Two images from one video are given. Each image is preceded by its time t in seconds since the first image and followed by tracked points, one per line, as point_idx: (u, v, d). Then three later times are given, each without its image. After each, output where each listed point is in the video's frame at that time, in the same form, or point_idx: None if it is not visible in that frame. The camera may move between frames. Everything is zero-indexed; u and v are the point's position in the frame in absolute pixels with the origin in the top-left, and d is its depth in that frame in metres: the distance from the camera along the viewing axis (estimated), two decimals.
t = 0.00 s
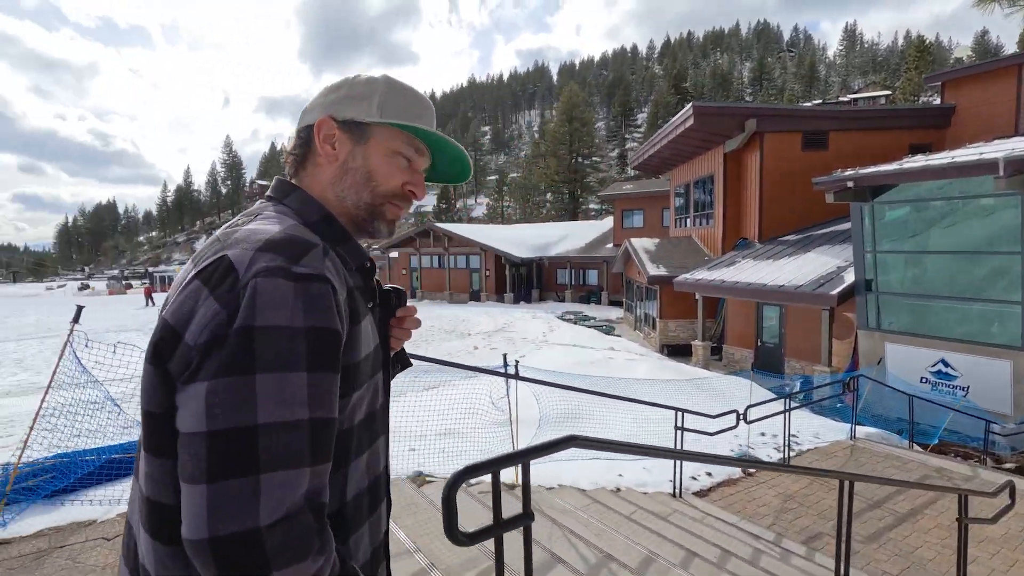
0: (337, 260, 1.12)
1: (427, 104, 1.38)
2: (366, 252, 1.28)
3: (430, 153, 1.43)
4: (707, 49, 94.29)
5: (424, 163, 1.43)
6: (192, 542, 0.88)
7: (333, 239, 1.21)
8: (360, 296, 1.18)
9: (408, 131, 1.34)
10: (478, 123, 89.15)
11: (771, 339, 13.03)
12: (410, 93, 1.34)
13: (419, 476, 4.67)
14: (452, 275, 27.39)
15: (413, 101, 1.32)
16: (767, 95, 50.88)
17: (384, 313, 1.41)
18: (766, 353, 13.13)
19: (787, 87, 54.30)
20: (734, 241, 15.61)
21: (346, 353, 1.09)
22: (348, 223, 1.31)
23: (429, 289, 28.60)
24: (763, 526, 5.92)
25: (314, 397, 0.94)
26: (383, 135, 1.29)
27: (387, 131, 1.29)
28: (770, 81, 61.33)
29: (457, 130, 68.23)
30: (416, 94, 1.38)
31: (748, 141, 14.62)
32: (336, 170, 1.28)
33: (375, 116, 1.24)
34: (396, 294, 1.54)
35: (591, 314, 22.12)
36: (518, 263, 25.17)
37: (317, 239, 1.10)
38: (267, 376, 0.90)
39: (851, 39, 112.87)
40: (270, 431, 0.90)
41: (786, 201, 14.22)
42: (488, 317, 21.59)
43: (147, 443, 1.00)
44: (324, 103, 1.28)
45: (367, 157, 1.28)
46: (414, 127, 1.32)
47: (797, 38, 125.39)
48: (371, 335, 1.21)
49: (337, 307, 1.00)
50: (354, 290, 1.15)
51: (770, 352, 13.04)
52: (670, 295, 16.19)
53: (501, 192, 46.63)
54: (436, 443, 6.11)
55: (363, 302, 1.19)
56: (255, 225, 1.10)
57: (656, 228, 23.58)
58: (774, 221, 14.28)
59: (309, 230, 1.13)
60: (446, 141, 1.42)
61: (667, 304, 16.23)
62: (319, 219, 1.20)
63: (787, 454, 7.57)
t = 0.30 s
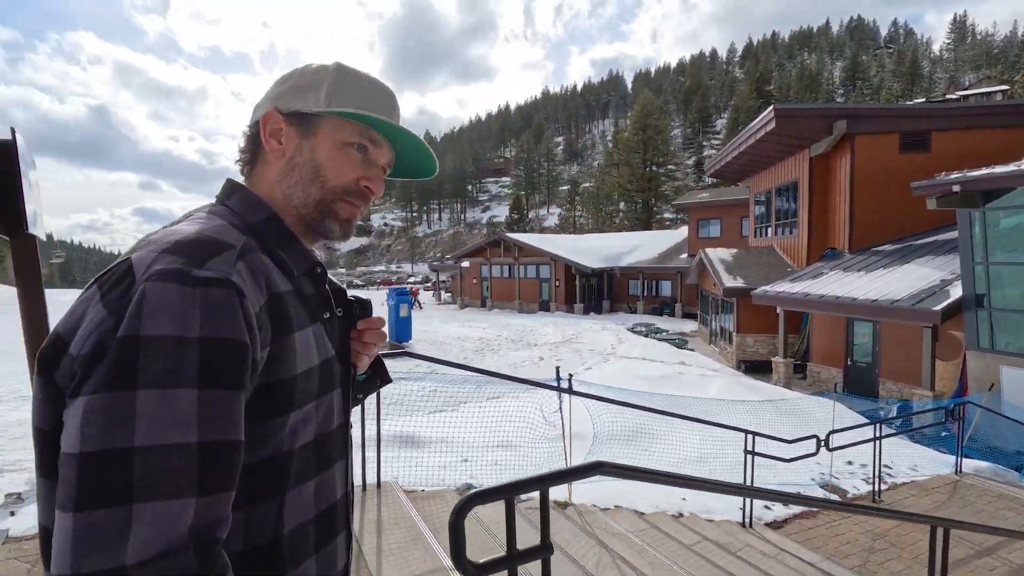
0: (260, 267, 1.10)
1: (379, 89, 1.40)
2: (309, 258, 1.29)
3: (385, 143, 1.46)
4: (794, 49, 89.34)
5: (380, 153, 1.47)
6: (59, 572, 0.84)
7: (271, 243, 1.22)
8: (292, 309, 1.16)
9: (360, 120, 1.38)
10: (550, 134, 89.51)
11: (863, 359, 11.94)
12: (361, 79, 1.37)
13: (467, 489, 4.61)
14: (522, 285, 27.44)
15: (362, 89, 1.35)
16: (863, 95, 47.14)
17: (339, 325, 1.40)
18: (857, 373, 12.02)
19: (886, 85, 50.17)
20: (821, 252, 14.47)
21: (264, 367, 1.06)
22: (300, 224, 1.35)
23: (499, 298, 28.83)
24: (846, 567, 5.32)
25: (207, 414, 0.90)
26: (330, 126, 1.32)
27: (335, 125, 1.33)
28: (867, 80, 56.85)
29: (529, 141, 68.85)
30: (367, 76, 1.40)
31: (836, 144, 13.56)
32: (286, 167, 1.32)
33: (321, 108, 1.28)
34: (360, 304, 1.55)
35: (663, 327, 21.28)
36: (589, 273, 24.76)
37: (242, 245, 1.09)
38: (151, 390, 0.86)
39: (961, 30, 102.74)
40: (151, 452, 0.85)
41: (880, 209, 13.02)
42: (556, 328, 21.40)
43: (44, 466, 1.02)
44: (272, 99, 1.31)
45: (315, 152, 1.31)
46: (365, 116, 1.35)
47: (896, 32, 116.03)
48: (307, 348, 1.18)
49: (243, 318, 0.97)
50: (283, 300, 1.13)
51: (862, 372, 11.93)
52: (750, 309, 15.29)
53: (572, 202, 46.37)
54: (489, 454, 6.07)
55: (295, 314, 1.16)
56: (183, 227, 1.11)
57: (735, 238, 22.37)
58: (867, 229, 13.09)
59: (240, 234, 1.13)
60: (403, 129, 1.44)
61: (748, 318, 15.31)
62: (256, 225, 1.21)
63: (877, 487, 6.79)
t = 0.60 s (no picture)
0: (222, 299, 1.10)
1: (370, 93, 1.38)
2: (286, 285, 1.28)
3: (375, 154, 1.45)
4: (897, 46, 82.49)
5: (370, 167, 1.45)
6: None
7: (241, 269, 1.21)
8: (255, 343, 1.14)
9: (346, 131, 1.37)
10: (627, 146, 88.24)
11: (981, 386, 10.47)
12: (350, 81, 1.36)
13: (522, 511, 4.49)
14: (596, 298, 26.94)
15: (348, 97, 1.33)
16: (983, 91, 42.42)
17: (323, 357, 1.38)
18: (974, 403, 10.59)
19: (1011, 79, 44.84)
20: (929, 266, 12.99)
21: (215, 409, 1.04)
22: (283, 246, 1.35)
23: (572, 311, 28.50)
24: None
25: (130, 462, 0.88)
26: (314, 136, 1.32)
27: (320, 134, 1.33)
28: (987, 75, 51.19)
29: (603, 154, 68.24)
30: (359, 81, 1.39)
31: (946, 147, 12.17)
32: (270, 184, 1.32)
33: (302, 116, 1.27)
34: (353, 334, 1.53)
35: (747, 345, 20.01)
36: (667, 287, 23.84)
37: (201, 274, 1.09)
38: (64, 438, 0.85)
39: None
40: (66, 511, 0.83)
41: (992, 212, 11.52)
42: (630, 344, 20.77)
43: None
44: (257, 112, 1.33)
45: (296, 166, 1.31)
46: (349, 125, 1.33)
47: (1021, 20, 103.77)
48: (274, 383, 1.15)
49: (182, 356, 0.95)
50: (246, 334, 1.12)
51: (980, 402, 10.50)
52: (843, 327, 14.05)
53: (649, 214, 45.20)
54: (552, 475, 5.90)
55: (259, 350, 1.14)
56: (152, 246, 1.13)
57: (828, 250, 20.66)
58: (986, 241, 11.59)
59: (206, 259, 1.13)
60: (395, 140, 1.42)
61: (841, 338, 14.05)
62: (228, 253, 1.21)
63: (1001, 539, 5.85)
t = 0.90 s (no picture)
0: (193, 329, 0.98)
1: (383, 85, 1.28)
2: (280, 312, 1.18)
3: (387, 157, 1.35)
4: None
5: (380, 172, 1.35)
6: None
7: (229, 292, 1.12)
8: (231, 382, 1.01)
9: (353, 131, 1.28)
10: (708, 154, 84.92)
11: None
12: (358, 72, 1.26)
13: (592, 538, 4.23)
14: (675, 312, 25.81)
15: (356, 91, 1.23)
16: None
17: (328, 395, 1.28)
18: None
19: None
20: None
21: (179, 460, 0.92)
22: (282, 265, 1.26)
23: (649, 325, 27.55)
24: None
25: (51, 537, 0.73)
26: (316, 139, 1.23)
27: (322, 136, 1.24)
28: None
29: (683, 163, 66.01)
30: (371, 71, 1.29)
31: None
32: (269, 193, 1.24)
33: (302, 116, 1.19)
34: (366, 367, 1.43)
35: (844, 365, 18.27)
36: (753, 300, 22.37)
37: (167, 300, 0.96)
38: None
39: None
40: None
41: None
42: (711, 360, 19.69)
43: None
44: (259, 115, 1.26)
45: (296, 172, 1.22)
46: (353, 124, 1.24)
47: None
48: (258, 428, 1.04)
49: (126, 402, 0.81)
50: (221, 371, 1.00)
51: None
52: (960, 348, 12.43)
53: (733, 224, 43.02)
54: (626, 500, 5.60)
55: (237, 388, 1.02)
56: (129, 263, 1.04)
57: (939, 262, 18.45)
58: None
59: (185, 281, 1.03)
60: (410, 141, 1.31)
61: (957, 359, 12.43)
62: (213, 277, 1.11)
63: None
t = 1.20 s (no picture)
0: (122, 355, 0.94)
1: (364, 64, 1.24)
2: (239, 333, 1.13)
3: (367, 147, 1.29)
4: None
5: (358, 164, 1.30)
6: None
7: (182, 311, 1.10)
8: (163, 413, 0.97)
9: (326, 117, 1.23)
10: (790, 158, 80.13)
11: None
12: (336, 51, 1.22)
13: (656, 567, 3.96)
14: (753, 324, 24.37)
15: (332, 70, 1.19)
16: None
17: (304, 427, 1.22)
18: None
19: None
20: None
21: (94, 511, 0.86)
22: (253, 276, 1.21)
23: (725, 337, 26.19)
24: None
25: None
26: (285, 132, 1.20)
27: (293, 127, 1.21)
28: None
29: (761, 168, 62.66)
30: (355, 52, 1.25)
31: None
32: (238, 193, 1.21)
33: (267, 98, 1.16)
34: (354, 394, 1.36)
35: (950, 385, 16.28)
36: (840, 312, 20.65)
37: (91, 320, 0.93)
38: None
39: None
40: None
41: None
42: (793, 377, 18.34)
43: None
44: (231, 109, 1.25)
45: (265, 167, 1.18)
46: (327, 107, 1.20)
47: None
48: (198, 467, 0.98)
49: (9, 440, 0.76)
50: (153, 401, 0.96)
51: None
52: None
53: (818, 231, 40.20)
54: (697, 526, 5.24)
55: (168, 416, 0.97)
56: (73, 277, 1.02)
57: None
58: None
59: (127, 300, 1.01)
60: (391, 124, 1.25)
61: None
62: (161, 298, 1.08)
63: None
